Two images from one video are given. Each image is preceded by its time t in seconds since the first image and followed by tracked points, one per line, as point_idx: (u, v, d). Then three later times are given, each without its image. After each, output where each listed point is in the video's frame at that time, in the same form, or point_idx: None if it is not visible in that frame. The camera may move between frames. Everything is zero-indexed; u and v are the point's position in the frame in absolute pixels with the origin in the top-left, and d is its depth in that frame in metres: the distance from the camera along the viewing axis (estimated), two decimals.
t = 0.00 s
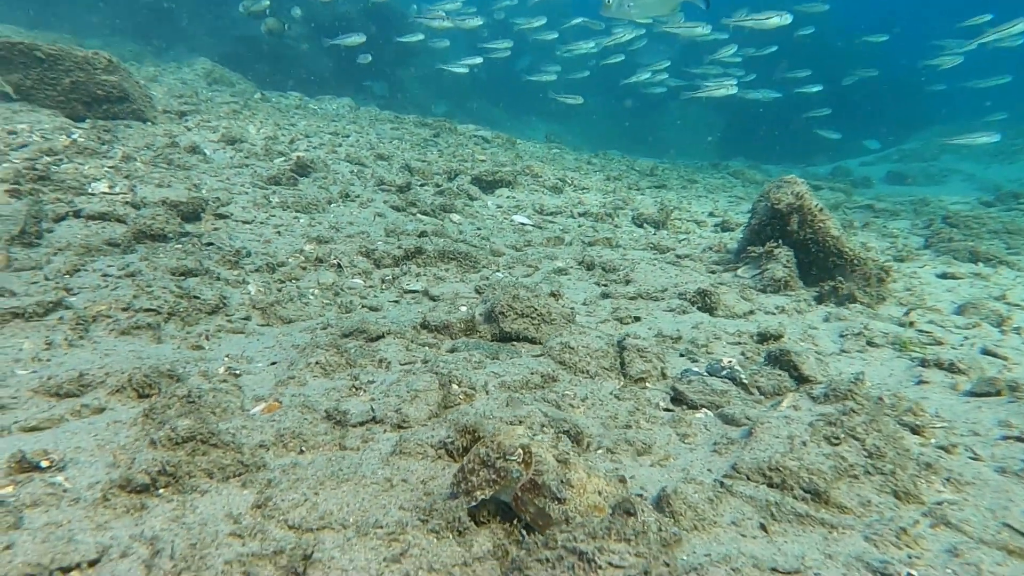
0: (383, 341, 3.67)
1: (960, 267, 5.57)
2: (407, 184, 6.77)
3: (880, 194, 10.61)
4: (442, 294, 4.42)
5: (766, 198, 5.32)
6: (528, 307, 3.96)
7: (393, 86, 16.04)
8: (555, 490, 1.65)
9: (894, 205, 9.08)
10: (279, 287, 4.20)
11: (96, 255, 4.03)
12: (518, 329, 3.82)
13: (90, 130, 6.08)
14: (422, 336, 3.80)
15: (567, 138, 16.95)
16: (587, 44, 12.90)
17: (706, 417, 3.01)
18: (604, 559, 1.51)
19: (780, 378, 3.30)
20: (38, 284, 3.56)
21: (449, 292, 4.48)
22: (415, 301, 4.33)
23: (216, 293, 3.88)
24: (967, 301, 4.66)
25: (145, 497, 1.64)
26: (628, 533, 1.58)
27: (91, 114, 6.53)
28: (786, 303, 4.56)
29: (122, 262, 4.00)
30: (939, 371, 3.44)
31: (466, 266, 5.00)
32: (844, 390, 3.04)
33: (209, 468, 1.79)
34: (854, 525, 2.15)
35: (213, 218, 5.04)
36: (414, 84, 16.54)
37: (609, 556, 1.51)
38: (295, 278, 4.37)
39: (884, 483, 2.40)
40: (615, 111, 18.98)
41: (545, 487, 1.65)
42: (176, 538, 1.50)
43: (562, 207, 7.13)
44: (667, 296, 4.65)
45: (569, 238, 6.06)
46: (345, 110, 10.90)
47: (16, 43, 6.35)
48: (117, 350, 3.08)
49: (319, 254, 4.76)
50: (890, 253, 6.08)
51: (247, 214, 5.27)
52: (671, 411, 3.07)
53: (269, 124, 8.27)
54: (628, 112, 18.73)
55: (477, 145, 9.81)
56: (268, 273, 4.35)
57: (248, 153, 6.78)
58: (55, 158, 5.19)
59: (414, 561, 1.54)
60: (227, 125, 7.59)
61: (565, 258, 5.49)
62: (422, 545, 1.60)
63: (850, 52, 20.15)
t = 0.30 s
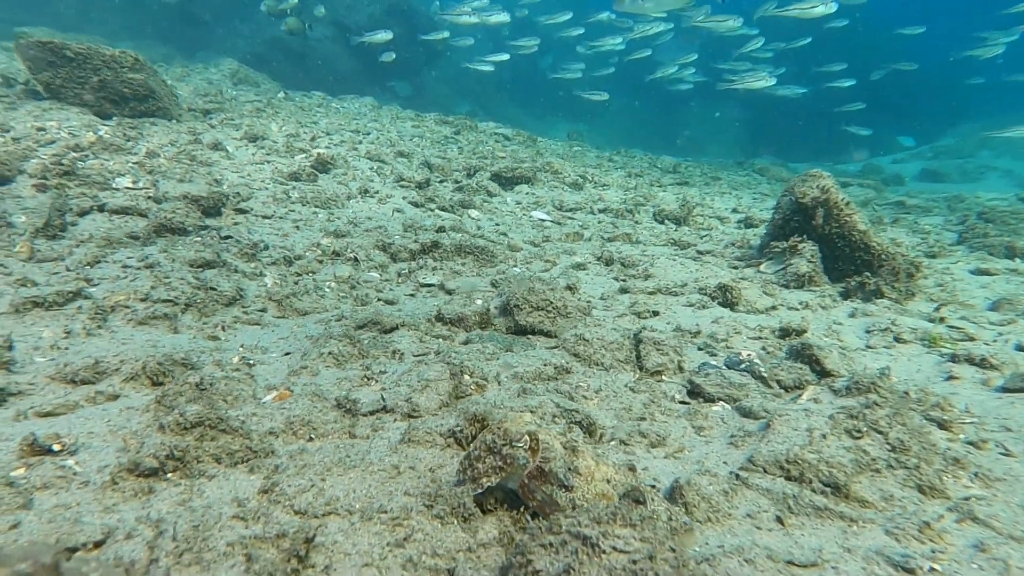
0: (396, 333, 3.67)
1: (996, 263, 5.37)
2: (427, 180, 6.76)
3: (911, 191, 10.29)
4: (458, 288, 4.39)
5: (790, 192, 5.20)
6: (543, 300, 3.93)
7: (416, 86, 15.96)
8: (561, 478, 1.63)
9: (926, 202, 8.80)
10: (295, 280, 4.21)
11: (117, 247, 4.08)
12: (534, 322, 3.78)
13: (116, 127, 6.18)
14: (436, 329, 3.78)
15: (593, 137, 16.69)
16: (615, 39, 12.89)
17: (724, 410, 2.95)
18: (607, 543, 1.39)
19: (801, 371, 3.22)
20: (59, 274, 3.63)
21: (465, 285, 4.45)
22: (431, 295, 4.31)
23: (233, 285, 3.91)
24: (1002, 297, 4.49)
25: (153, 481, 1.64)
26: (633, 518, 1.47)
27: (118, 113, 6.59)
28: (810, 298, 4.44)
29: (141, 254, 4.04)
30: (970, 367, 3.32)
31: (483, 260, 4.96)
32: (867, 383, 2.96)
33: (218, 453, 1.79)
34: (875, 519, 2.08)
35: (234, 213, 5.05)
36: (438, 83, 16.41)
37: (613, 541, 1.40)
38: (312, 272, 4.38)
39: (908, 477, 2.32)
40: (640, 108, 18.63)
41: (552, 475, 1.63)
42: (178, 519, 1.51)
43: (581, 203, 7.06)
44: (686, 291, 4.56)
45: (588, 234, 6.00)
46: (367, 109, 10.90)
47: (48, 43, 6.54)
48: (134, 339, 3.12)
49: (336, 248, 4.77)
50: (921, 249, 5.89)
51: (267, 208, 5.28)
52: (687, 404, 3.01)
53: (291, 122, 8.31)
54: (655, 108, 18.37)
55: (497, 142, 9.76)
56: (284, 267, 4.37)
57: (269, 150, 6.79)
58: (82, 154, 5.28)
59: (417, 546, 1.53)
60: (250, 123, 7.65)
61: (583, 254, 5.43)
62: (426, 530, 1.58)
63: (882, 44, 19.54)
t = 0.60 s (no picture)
0: (406, 326, 3.66)
1: None
2: (442, 178, 6.76)
3: (937, 189, 10.04)
4: (470, 283, 4.37)
5: (810, 187, 5.11)
6: (555, 294, 3.90)
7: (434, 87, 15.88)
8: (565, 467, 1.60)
9: (953, 200, 8.58)
10: (308, 275, 4.22)
11: (132, 241, 4.12)
12: (545, 316, 3.75)
13: (136, 125, 6.25)
14: (447, 323, 3.77)
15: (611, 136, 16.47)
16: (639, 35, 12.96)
17: (737, 405, 2.90)
18: (607, 530, 1.37)
19: (817, 366, 3.16)
20: (75, 268, 3.67)
21: (477, 281, 4.43)
22: (443, 290, 4.30)
23: (245, 280, 3.94)
24: None
25: (156, 469, 1.64)
26: (634, 506, 1.45)
27: (139, 112, 6.67)
28: (830, 295, 4.34)
29: (156, 248, 4.08)
30: (997, 364, 3.23)
31: (496, 256, 4.95)
32: (885, 377, 2.89)
33: (221, 441, 1.79)
34: (890, 513, 2.02)
35: (249, 210, 5.07)
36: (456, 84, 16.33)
37: (613, 528, 1.38)
38: (324, 267, 4.38)
39: (927, 472, 2.25)
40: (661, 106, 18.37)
41: (555, 464, 1.60)
42: (176, 506, 1.51)
43: (597, 200, 7.01)
44: (703, 287, 4.50)
45: (603, 231, 5.95)
46: (385, 108, 10.93)
47: (70, 44, 6.64)
48: (146, 331, 3.15)
49: (349, 243, 4.78)
50: (947, 247, 5.75)
51: (282, 205, 5.30)
52: (699, 398, 2.96)
53: (308, 121, 8.36)
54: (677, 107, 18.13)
55: (514, 140, 9.71)
56: (297, 262, 4.39)
57: (286, 148, 6.83)
58: (101, 152, 5.35)
59: (417, 534, 1.52)
60: (268, 122, 7.69)
61: (598, 250, 5.39)
62: (426, 518, 1.57)
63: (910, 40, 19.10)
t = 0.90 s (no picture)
0: (419, 324, 3.65)
1: None
2: (460, 178, 6.76)
3: (971, 189, 9.74)
4: (485, 282, 4.36)
5: (834, 185, 5.02)
6: (570, 293, 3.87)
7: (456, 89, 15.81)
8: (571, 463, 1.57)
9: (987, 200, 8.31)
10: (324, 273, 4.24)
11: (151, 240, 4.17)
12: (560, 315, 3.71)
13: (160, 128, 6.37)
14: (461, 321, 3.75)
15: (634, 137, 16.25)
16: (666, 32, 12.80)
17: (754, 404, 2.84)
18: (610, 526, 1.34)
19: (838, 367, 3.08)
20: (96, 265, 3.73)
21: (493, 280, 4.41)
22: (458, 288, 4.29)
23: (261, 278, 3.97)
24: None
25: (164, 463, 1.65)
26: (639, 502, 1.40)
27: (164, 115, 6.79)
28: (854, 295, 4.24)
29: (174, 246, 4.13)
30: None
31: (513, 255, 4.92)
32: (907, 377, 2.82)
33: (229, 436, 1.80)
34: (912, 516, 1.95)
35: (268, 210, 5.12)
36: (479, 86, 16.24)
37: (617, 524, 1.34)
38: (340, 265, 4.40)
39: (951, 474, 2.18)
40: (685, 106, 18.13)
41: (561, 459, 1.57)
42: (179, 499, 1.51)
43: (617, 201, 6.94)
44: (722, 287, 4.42)
45: (622, 231, 5.89)
46: (405, 110, 10.98)
47: (97, 48, 6.73)
48: (162, 328, 3.19)
49: (366, 243, 4.80)
50: (980, 248, 5.57)
51: (301, 205, 5.34)
52: (714, 397, 2.90)
53: (328, 122, 8.44)
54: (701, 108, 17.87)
55: (534, 141, 9.67)
56: (314, 260, 4.41)
57: (307, 149, 6.90)
58: (126, 153, 5.46)
59: (420, 529, 1.51)
60: (290, 124, 7.77)
61: (616, 250, 5.33)
62: (430, 513, 1.56)
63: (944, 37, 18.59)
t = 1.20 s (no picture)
0: (430, 322, 3.64)
1: None
2: (475, 178, 6.75)
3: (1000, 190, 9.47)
4: (498, 281, 4.34)
5: (854, 185, 4.95)
6: (582, 292, 3.84)
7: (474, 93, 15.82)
8: (574, 459, 1.55)
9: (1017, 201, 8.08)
10: (336, 272, 4.25)
11: (166, 239, 4.21)
12: (572, 314, 3.68)
13: (179, 130, 6.46)
14: (472, 319, 3.73)
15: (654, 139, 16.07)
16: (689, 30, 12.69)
17: (768, 404, 2.78)
18: (611, 523, 1.31)
19: (855, 366, 3.02)
20: (111, 264, 3.78)
21: (505, 279, 4.40)
22: (470, 287, 4.27)
23: (273, 276, 3.99)
24: None
25: (167, 458, 1.65)
26: (640, 498, 1.37)
27: (184, 117, 6.88)
28: (876, 295, 4.14)
29: (189, 245, 4.18)
30: None
31: (526, 255, 4.90)
32: (927, 377, 2.76)
33: (233, 432, 1.80)
34: (929, 518, 1.89)
35: (283, 210, 5.15)
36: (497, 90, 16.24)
37: (617, 521, 1.32)
38: (353, 264, 4.41)
39: (972, 476, 2.11)
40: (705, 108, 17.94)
41: (565, 455, 1.55)
42: (178, 494, 1.50)
43: (633, 201, 6.89)
44: (739, 287, 4.35)
45: (638, 231, 5.83)
46: (422, 112, 11.02)
47: (120, 52, 6.87)
48: (173, 325, 3.21)
49: (379, 242, 4.81)
50: (1009, 249, 5.41)
51: (316, 205, 5.37)
52: (727, 396, 2.86)
53: (346, 124, 8.50)
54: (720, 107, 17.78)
55: (550, 142, 9.64)
56: (326, 259, 4.43)
57: (323, 150, 6.94)
58: (146, 155, 5.54)
59: (420, 525, 1.49)
60: (307, 126, 7.83)
61: (631, 250, 5.28)
62: (430, 509, 1.55)
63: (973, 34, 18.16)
